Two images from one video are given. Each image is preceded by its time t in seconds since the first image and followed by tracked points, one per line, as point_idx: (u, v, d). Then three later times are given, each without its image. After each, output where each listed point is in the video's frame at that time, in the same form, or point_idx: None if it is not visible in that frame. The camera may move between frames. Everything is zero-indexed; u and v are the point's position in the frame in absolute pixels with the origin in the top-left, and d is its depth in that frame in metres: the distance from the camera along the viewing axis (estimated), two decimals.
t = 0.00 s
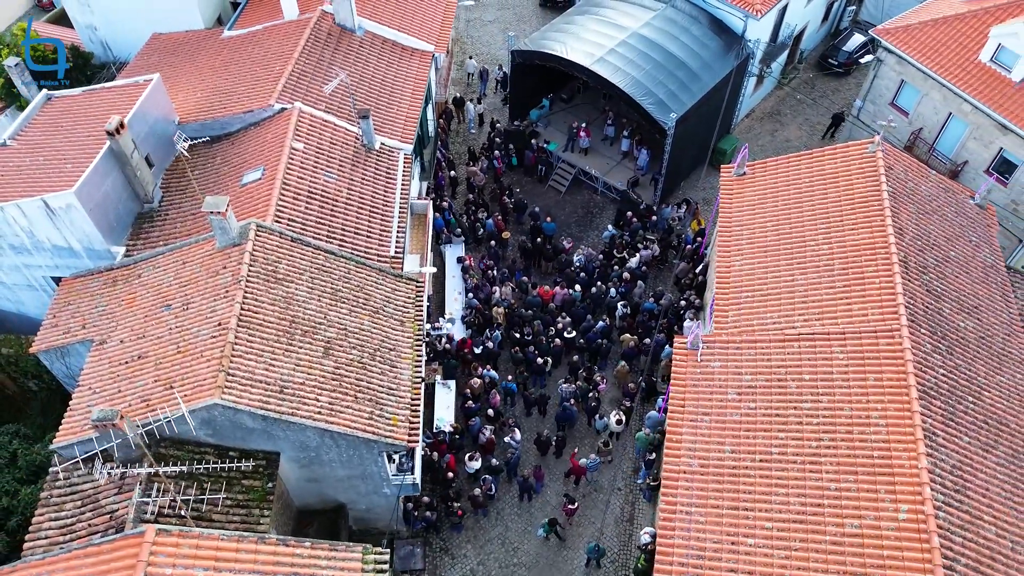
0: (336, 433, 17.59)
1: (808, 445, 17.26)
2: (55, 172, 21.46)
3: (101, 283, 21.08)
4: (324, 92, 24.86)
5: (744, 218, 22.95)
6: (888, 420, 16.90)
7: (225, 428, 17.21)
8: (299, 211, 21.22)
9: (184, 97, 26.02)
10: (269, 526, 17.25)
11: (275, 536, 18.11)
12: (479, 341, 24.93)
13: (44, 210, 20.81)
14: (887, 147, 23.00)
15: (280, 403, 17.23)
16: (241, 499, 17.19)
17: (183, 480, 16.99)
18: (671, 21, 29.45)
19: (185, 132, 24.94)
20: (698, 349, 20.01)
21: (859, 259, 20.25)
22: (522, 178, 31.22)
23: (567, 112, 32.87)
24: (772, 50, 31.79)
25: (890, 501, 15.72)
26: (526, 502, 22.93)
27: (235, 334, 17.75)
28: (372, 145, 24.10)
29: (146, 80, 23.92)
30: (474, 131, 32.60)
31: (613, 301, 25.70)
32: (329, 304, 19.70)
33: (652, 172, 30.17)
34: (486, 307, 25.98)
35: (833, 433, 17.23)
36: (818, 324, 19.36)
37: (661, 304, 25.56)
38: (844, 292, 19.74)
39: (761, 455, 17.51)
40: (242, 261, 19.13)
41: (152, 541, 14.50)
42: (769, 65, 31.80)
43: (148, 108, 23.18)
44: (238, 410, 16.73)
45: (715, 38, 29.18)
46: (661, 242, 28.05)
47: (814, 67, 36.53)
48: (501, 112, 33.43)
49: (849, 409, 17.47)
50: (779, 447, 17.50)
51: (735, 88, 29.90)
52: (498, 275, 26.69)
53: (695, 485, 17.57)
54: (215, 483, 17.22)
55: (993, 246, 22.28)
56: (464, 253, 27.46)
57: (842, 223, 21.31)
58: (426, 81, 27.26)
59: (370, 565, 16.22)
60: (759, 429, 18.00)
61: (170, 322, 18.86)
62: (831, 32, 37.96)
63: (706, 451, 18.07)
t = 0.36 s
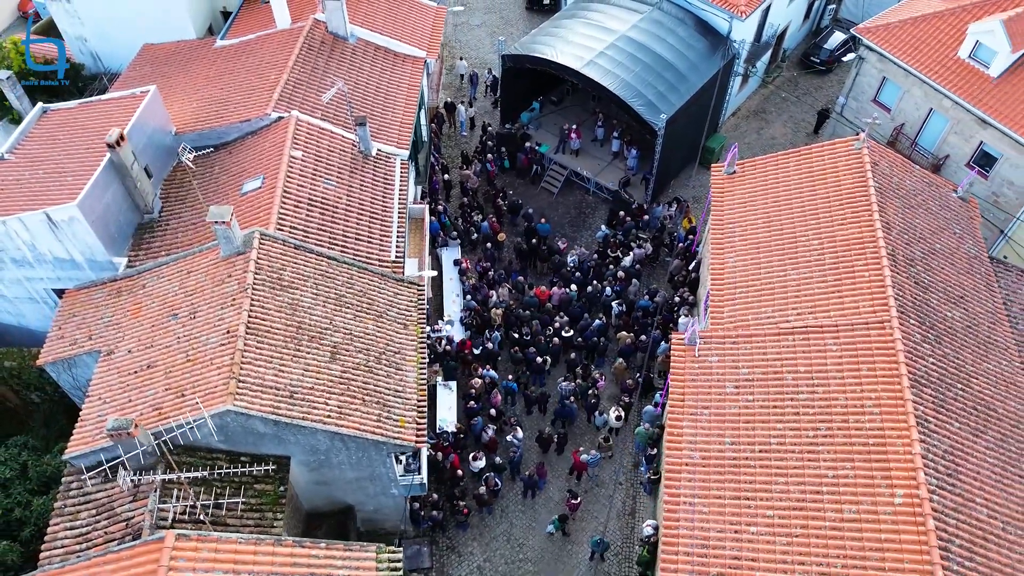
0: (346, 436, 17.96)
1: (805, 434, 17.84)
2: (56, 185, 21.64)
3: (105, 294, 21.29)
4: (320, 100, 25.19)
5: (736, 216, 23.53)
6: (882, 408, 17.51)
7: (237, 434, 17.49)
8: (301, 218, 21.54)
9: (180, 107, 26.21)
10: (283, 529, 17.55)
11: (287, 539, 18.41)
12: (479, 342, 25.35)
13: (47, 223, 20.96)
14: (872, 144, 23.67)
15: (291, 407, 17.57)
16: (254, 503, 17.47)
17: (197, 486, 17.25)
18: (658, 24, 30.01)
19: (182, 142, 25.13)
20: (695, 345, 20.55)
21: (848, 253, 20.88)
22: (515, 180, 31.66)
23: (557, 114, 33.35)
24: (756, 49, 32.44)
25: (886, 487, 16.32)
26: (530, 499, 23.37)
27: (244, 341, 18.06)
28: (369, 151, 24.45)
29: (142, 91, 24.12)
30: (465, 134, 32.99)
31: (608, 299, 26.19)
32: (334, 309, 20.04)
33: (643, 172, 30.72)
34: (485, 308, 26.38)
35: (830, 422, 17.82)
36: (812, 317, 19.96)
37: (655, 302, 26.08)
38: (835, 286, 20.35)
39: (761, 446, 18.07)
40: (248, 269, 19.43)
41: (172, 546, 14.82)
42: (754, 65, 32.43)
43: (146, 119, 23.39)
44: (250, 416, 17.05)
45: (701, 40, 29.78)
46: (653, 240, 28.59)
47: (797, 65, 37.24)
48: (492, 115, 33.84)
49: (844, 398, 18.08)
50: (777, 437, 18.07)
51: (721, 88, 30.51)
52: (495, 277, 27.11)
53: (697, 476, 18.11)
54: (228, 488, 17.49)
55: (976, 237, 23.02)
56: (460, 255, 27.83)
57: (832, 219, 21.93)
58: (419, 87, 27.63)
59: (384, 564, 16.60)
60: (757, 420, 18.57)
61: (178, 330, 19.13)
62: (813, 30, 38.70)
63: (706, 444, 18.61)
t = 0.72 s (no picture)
0: (355, 438, 18.32)
1: (802, 425, 18.43)
2: (57, 198, 21.82)
3: (110, 305, 21.51)
4: (316, 108, 25.50)
5: (728, 213, 24.10)
6: (875, 398, 18.11)
7: (248, 439, 17.79)
8: (302, 225, 21.86)
9: (175, 117, 26.39)
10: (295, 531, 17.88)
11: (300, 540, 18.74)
12: (478, 343, 25.75)
13: (50, 236, 21.14)
14: (858, 141, 24.33)
15: (300, 411, 17.90)
16: (266, 507, 17.79)
17: (210, 491, 17.54)
18: (646, 26, 30.56)
19: (179, 152, 25.35)
20: (692, 341, 21.10)
21: (838, 247, 21.50)
22: (508, 183, 32.09)
23: (547, 117, 33.84)
24: (741, 49, 33.07)
25: (882, 473, 16.91)
26: (533, 495, 23.83)
27: (253, 348, 18.38)
28: (366, 158, 24.80)
29: (139, 102, 24.35)
30: (457, 138, 33.39)
31: (604, 298, 26.69)
32: (339, 314, 20.39)
33: (633, 171, 31.27)
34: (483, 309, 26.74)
35: (825, 412, 18.41)
36: (805, 311, 20.54)
37: (650, 299, 26.63)
38: (826, 279, 20.96)
39: (760, 437, 18.63)
40: (253, 277, 19.74)
41: (192, 550, 15.17)
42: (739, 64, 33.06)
43: (144, 130, 23.60)
44: (261, 421, 17.37)
45: (688, 41, 30.36)
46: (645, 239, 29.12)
47: (780, 63, 37.95)
48: (483, 119, 34.27)
49: (838, 388, 18.67)
50: (775, 428, 18.64)
51: (708, 88, 31.12)
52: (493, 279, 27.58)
53: (699, 468, 18.63)
54: (241, 493, 17.79)
55: (960, 229, 23.74)
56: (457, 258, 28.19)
57: (821, 215, 22.55)
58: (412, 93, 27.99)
59: (398, 562, 17.00)
60: (755, 412, 19.14)
61: (185, 339, 19.41)
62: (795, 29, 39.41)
63: (707, 436, 19.14)
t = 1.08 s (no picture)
0: (364, 440, 18.71)
1: (798, 415, 19.06)
2: (59, 212, 22.02)
3: (114, 316, 21.74)
4: (312, 117, 25.85)
5: (718, 212, 24.72)
6: (868, 386, 18.78)
7: (260, 445, 18.11)
8: (303, 233, 22.22)
9: (171, 128, 26.62)
10: (308, 533, 18.22)
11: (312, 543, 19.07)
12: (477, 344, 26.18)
13: (53, 249, 21.35)
14: (842, 138, 25.04)
15: (310, 416, 18.27)
16: (280, 510, 18.10)
17: (224, 496, 17.83)
18: (632, 29, 31.16)
19: (176, 163, 25.59)
20: (688, 337, 21.73)
21: (826, 243, 22.17)
22: (500, 185, 32.57)
23: (537, 120, 34.38)
24: (725, 49, 33.76)
25: (876, 459, 17.56)
26: (536, 492, 24.32)
27: (262, 355, 18.74)
28: (363, 164, 25.18)
29: (137, 115, 24.62)
30: (448, 142, 33.87)
31: (599, 297, 27.22)
32: (343, 320, 20.78)
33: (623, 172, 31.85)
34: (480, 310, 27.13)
35: (820, 402, 19.05)
36: (796, 304, 21.19)
37: (644, 297, 27.22)
38: (816, 274, 21.61)
39: (757, 428, 19.23)
40: (258, 285, 20.10)
41: (211, 554, 15.52)
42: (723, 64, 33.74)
43: (142, 143, 23.85)
44: (273, 426, 17.71)
45: (673, 43, 31.00)
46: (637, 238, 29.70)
47: (763, 63, 38.75)
48: (473, 123, 34.76)
49: (831, 378, 19.32)
50: (771, 419, 19.26)
51: (694, 88, 31.78)
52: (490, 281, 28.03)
53: (700, 459, 19.21)
54: (254, 497, 18.09)
55: (942, 222, 24.53)
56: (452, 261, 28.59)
57: (809, 211, 23.22)
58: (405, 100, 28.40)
59: (411, 560, 17.47)
60: (752, 404, 19.76)
61: (193, 348, 19.71)
62: (776, 28, 40.21)
63: (706, 429, 19.73)
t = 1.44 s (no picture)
0: (373, 442, 19.09)
1: (793, 405, 19.68)
2: (61, 225, 22.23)
3: (119, 327, 21.98)
4: (307, 126, 26.18)
5: (710, 210, 25.32)
6: (860, 376, 19.43)
7: (271, 450, 18.45)
8: (305, 240, 22.57)
9: (167, 139, 26.85)
10: (320, 535, 18.65)
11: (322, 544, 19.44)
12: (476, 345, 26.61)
13: (56, 263, 21.53)
14: (828, 136, 25.72)
15: (320, 420, 18.63)
16: (291, 514, 18.47)
17: (237, 500, 18.19)
18: (619, 32, 31.73)
19: (174, 173, 25.84)
20: (685, 333, 22.32)
21: (816, 238, 22.81)
22: (492, 188, 33.02)
23: (527, 122, 34.87)
24: (710, 50, 34.41)
25: (870, 446, 18.20)
26: (538, 489, 24.80)
27: (270, 362, 19.09)
28: (360, 171, 25.55)
29: (134, 127, 24.86)
30: (440, 147, 34.29)
31: (594, 296, 27.73)
32: (348, 325, 21.16)
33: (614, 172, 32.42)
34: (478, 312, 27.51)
35: (814, 392, 19.68)
36: (788, 299, 21.82)
37: (637, 295, 27.79)
38: (807, 268, 22.25)
39: (754, 420, 19.83)
40: (263, 292, 20.43)
41: (230, 557, 15.89)
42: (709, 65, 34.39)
43: (140, 154, 24.08)
44: (284, 431, 18.07)
45: (660, 45, 31.60)
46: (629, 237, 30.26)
47: (746, 62, 39.47)
48: (464, 126, 35.19)
49: (824, 370, 19.96)
50: (768, 411, 19.86)
51: (681, 89, 32.41)
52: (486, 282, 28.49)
53: (700, 451, 19.78)
54: (265, 501, 18.45)
55: (925, 215, 25.27)
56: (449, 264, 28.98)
57: (798, 208, 23.87)
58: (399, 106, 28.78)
59: (423, 558, 17.85)
60: (749, 396, 20.35)
61: (200, 356, 20.01)
62: (758, 28, 40.94)
63: (704, 422, 20.32)
